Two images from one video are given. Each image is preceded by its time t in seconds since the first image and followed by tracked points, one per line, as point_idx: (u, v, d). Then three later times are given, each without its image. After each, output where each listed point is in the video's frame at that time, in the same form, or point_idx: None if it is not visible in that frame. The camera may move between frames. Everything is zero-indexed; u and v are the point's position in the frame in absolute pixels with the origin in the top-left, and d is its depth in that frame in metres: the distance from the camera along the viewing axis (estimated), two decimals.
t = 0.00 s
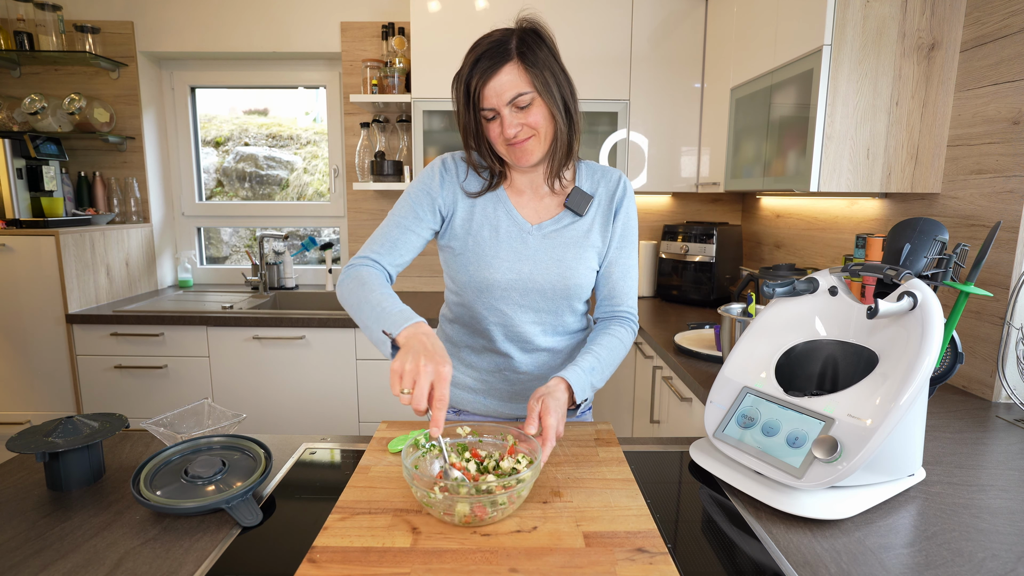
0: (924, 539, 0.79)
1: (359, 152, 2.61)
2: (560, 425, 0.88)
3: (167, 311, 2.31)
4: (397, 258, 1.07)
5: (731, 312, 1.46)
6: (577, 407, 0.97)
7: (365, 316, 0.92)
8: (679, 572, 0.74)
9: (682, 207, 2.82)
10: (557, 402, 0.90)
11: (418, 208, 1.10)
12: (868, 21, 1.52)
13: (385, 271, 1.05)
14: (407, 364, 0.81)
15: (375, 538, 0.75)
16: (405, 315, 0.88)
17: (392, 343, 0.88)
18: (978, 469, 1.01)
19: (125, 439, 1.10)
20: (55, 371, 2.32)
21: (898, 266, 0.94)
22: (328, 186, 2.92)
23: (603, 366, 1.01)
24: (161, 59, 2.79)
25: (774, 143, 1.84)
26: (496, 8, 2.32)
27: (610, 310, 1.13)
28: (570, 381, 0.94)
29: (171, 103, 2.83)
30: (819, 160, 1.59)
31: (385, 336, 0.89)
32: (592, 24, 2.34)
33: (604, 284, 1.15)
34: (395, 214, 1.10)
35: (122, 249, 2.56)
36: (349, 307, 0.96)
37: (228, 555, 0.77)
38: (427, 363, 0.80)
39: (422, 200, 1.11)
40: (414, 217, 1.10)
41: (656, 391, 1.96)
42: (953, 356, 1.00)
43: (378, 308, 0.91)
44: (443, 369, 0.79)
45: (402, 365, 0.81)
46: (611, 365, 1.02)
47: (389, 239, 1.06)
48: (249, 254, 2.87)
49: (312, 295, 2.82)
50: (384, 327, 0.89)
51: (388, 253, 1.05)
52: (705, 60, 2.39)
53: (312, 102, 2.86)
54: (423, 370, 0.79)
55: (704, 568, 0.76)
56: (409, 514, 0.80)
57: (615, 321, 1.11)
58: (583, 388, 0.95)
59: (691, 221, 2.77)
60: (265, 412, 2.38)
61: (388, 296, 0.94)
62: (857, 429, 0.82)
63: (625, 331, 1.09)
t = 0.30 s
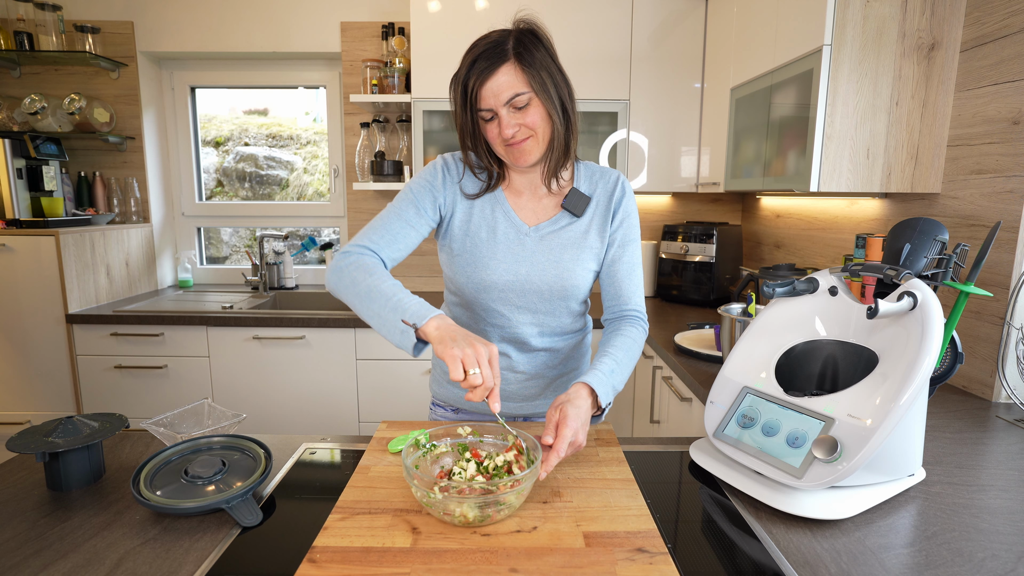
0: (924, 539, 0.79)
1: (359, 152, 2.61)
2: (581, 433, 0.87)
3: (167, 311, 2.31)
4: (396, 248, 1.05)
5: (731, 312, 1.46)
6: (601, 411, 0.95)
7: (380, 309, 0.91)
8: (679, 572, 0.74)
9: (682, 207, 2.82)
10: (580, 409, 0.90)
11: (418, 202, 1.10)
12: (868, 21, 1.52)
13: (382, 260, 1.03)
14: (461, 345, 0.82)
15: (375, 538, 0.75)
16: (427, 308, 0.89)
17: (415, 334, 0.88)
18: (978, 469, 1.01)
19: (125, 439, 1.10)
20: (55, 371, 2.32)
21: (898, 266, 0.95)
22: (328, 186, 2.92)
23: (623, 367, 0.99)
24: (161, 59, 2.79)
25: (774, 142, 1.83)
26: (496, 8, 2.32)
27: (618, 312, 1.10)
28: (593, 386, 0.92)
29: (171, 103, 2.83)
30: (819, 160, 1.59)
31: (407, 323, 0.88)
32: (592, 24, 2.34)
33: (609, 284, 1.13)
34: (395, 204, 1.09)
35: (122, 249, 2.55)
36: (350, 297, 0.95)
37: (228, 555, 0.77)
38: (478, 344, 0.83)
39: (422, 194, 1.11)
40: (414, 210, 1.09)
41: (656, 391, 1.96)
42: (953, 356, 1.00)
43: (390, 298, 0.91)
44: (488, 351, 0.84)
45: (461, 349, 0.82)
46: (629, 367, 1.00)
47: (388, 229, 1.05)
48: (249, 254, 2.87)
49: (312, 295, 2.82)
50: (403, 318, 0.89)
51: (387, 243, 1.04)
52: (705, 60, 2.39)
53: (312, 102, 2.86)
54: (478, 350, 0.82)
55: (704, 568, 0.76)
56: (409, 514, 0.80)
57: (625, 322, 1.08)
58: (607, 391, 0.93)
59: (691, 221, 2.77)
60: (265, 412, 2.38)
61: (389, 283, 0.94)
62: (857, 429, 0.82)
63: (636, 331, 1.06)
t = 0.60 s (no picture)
0: (924, 539, 0.79)
1: (359, 152, 2.61)
2: (582, 444, 0.83)
3: (167, 311, 2.31)
4: (401, 240, 1.02)
5: (731, 312, 1.46)
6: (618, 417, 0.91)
7: (378, 308, 0.86)
8: (679, 572, 0.74)
9: (682, 207, 2.82)
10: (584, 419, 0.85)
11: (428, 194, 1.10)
12: (868, 21, 1.52)
13: (392, 256, 1.00)
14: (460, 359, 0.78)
15: (375, 538, 0.75)
16: (427, 313, 0.84)
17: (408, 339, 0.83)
18: (978, 469, 1.01)
19: (125, 439, 1.10)
20: (55, 371, 2.32)
21: (898, 266, 0.94)
22: (328, 186, 2.92)
23: (634, 366, 0.94)
24: (161, 59, 2.79)
25: (774, 142, 1.83)
26: (496, 8, 2.32)
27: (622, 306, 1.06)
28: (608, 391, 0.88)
29: (171, 103, 2.83)
30: (819, 160, 1.59)
31: (403, 327, 0.83)
32: (591, 24, 2.34)
33: (611, 278, 1.11)
34: (404, 198, 1.08)
35: (122, 249, 2.55)
36: (349, 290, 0.91)
37: (228, 555, 0.77)
38: (477, 358, 0.78)
39: (432, 189, 1.11)
40: (424, 204, 1.08)
41: (656, 391, 1.96)
42: (952, 356, 1.00)
43: (391, 298, 0.86)
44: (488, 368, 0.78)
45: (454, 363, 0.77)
46: (639, 366, 0.95)
47: (396, 220, 1.03)
48: (249, 254, 2.87)
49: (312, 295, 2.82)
50: (400, 321, 0.83)
51: (393, 233, 1.01)
52: (705, 60, 2.39)
53: (312, 102, 2.86)
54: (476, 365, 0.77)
55: (704, 568, 0.76)
56: (409, 514, 0.80)
57: (628, 317, 1.04)
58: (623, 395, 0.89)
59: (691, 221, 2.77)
60: (265, 412, 2.38)
61: (393, 280, 0.90)
62: (857, 429, 0.82)
63: (641, 327, 1.01)
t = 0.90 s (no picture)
0: (924, 540, 0.79)
1: (359, 152, 2.61)
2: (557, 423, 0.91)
3: (167, 311, 2.31)
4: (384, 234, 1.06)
5: (731, 312, 1.46)
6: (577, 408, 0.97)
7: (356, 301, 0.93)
8: (678, 572, 0.74)
9: (682, 207, 2.82)
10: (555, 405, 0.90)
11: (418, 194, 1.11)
12: (868, 21, 1.52)
13: (372, 250, 1.05)
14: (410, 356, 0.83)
15: (375, 538, 0.75)
16: (400, 303, 0.90)
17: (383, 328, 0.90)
18: (978, 469, 1.01)
19: (125, 439, 1.10)
20: (55, 371, 2.32)
21: (898, 266, 0.95)
22: (328, 186, 2.92)
23: (608, 368, 1.00)
24: (161, 59, 2.79)
25: (774, 142, 1.83)
26: (496, 8, 2.32)
27: (611, 313, 1.12)
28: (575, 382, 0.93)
29: (171, 103, 2.83)
30: (819, 160, 1.59)
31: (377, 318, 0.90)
32: (592, 23, 2.34)
33: (604, 284, 1.15)
34: (395, 195, 1.11)
35: (122, 249, 2.55)
36: (335, 283, 0.97)
37: (228, 555, 0.77)
38: (422, 358, 0.82)
39: (424, 189, 1.12)
40: (414, 203, 1.11)
41: (656, 391, 1.96)
42: (953, 356, 1.00)
43: (368, 291, 0.93)
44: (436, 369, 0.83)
45: (401, 355, 0.82)
46: (614, 368, 1.02)
47: (382, 220, 1.06)
48: (249, 254, 2.87)
49: (312, 295, 2.82)
50: (375, 311, 0.90)
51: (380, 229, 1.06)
52: (705, 60, 2.39)
53: (312, 102, 2.86)
54: (418, 364, 0.82)
55: (704, 568, 0.76)
56: (409, 514, 0.80)
57: (615, 322, 1.10)
58: (587, 391, 0.95)
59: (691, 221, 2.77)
60: (265, 412, 2.38)
61: (374, 274, 0.96)
62: (857, 429, 0.82)
63: (627, 335, 1.08)
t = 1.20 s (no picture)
0: (924, 540, 0.79)
1: (359, 152, 2.61)
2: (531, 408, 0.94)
3: (167, 311, 2.32)
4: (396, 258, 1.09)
5: (731, 312, 1.46)
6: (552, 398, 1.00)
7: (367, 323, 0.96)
8: (678, 572, 0.74)
9: (682, 207, 2.82)
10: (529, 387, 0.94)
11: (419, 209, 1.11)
12: (868, 21, 1.52)
13: (385, 273, 1.07)
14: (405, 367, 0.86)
15: (375, 538, 0.75)
16: (398, 317, 0.92)
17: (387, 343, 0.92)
18: (978, 469, 1.01)
19: (125, 439, 1.10)
20: (55, 371, 2.32)
21: (898, 266, 0.95)
22: (328, 186, 2.92)
23: (592, 363, 1.04)
24: (161, 59, 2.79)
25: (774, 142, 1.83)
26: (496, 8, 2.32)
27: (609, 312, 1.15)
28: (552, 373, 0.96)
29: (171, 103, 2.83)
30: (819, 160, 1.59)
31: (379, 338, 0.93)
32: (591, 23, 2.34)
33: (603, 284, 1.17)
34: (397, 215, 1.12)
35: (122, 249, 2.55)
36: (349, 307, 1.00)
37: (228, 555, 0.77)
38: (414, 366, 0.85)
39: (424, 204, 1.11)
40: (415, 220, 1.11)
41: (656, 391, 1.96)
42: (953, 356, 1.00)
43: (373, 310, 0.95)
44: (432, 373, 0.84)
45: (396, 371, 0.85)
46: (600, 364, 1.06)
47: (389, 243, 1.08)
48: (249, 254, 2.87)
49: (312, 295, 2.82)
50: (379, 330, 0.92)
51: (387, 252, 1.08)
52: (705, 60, 2.39)
53: (312, 102, 2.86)
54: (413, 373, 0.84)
55: (704, 568, 0.76)
56: (409, 514, 0.80)
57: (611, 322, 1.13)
58: (563, 382, 0.98)
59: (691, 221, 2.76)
60: (265, 412, 2.38)
61: (383, 295, 0.97)
62: (857, 429, 0.82)
63: (620, 335, 1.11)
